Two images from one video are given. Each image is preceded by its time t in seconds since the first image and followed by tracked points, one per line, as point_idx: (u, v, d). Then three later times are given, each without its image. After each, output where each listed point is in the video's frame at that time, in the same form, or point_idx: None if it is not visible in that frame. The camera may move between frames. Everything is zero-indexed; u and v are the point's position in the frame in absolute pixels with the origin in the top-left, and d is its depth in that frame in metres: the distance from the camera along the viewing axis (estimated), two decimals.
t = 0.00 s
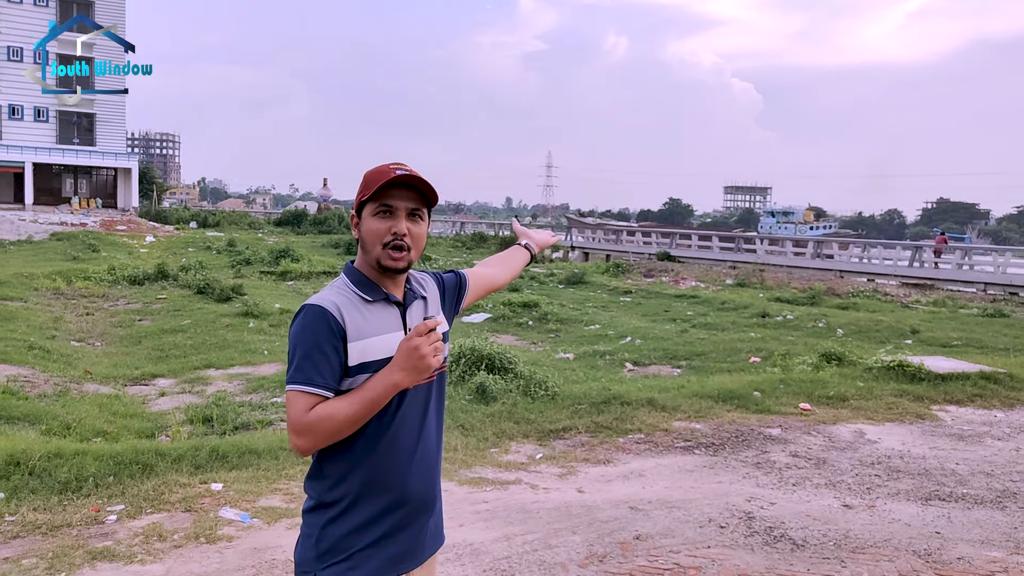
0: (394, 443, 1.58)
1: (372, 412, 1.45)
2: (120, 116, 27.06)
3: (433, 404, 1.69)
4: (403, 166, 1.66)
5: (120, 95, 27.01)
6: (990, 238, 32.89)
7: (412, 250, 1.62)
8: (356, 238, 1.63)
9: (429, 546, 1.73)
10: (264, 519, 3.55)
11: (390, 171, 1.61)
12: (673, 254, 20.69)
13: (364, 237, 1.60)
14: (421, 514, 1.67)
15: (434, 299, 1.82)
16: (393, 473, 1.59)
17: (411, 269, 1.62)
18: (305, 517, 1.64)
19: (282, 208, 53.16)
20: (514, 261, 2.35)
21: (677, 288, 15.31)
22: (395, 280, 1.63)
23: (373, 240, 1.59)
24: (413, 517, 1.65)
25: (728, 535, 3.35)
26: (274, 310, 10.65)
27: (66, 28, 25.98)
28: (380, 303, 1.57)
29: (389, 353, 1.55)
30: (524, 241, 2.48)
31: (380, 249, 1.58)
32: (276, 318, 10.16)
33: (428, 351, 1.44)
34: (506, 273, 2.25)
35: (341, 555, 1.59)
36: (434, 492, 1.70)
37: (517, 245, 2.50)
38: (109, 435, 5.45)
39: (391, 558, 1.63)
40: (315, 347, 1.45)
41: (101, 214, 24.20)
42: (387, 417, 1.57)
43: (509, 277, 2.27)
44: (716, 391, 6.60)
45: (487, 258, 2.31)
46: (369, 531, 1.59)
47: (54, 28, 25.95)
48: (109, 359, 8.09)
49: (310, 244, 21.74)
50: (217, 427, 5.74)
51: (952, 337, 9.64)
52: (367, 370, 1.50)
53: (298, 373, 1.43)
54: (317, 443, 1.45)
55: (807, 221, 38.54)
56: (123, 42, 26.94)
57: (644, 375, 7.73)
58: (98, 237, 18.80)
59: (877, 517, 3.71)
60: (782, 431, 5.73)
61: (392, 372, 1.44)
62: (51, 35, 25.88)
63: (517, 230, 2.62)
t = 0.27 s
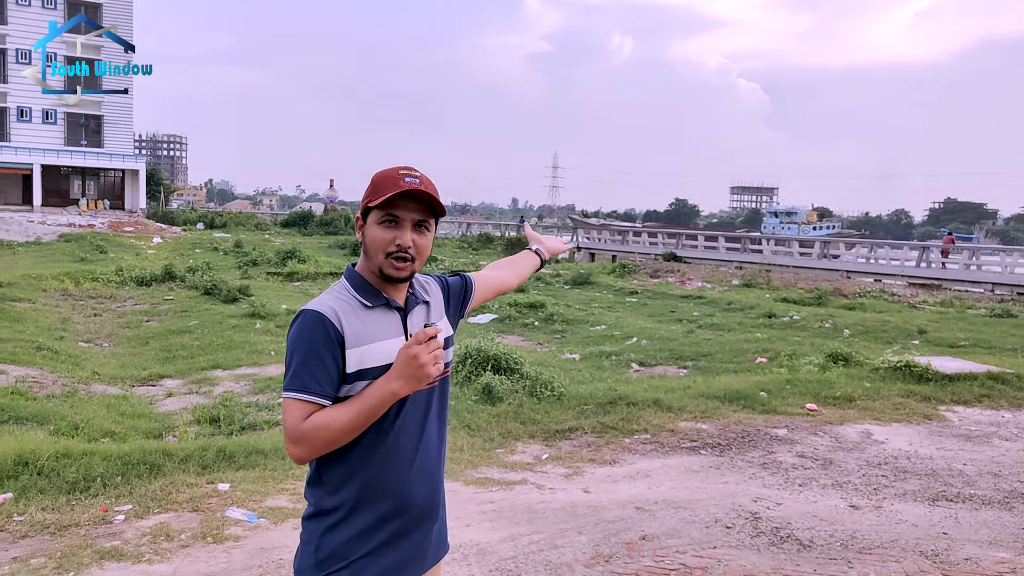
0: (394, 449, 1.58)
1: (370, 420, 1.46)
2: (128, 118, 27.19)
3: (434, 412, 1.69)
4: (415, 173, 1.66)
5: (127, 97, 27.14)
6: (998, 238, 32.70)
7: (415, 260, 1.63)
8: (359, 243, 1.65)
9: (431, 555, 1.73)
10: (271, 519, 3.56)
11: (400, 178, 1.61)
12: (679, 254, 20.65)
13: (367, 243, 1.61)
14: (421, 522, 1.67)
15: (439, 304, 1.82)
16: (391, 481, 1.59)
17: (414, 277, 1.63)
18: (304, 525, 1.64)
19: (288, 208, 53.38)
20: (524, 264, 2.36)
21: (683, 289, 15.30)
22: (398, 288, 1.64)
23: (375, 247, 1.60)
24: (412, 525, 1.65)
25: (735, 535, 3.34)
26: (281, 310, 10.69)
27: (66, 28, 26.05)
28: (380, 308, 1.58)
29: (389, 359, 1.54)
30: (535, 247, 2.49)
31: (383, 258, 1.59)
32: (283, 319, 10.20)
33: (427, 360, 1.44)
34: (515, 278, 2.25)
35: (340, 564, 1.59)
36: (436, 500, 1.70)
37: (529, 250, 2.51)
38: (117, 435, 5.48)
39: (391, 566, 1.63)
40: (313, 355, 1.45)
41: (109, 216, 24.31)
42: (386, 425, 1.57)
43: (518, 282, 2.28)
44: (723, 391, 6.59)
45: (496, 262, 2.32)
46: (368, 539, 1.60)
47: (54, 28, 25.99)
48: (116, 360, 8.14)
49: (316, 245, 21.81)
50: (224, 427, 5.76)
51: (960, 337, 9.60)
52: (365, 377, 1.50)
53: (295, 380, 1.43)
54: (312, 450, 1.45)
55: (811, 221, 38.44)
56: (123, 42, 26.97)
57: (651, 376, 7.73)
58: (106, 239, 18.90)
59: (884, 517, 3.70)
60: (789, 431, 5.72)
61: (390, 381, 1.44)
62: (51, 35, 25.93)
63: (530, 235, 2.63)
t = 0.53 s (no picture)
0: (384, 465, 1.57)
1: (361, 431, 1.45)
2: (135, 120, 27.32)
3: (427, 426, 1.67)
4: (398, 167, 1.67)
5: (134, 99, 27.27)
6: (1006, 237, 32.50)
7: (406, 256, 1.63)
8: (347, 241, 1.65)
9: None
10: (278, 518, 3.58)
11: (385, 173, 1.62)
12: (685, 255, 20.61)
13: (355, 241, 1.62)
14: (416, 541, 1.64)
15: (433, 311, 1.82)
16: (382, 496, 1.57)
17: (405, 274, 1.63)
18: (295, 545, 1.63)
19: (293, 209, 53.47)
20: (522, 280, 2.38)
21: (689, 289, 15.29)
22: (391, 286, 1.65)
23: (364, 245, 1.61)
24: (407, 542, 1.63)
25: (740, 535, 3.34)
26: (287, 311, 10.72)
27: (65, 28, 26.16)
28: (370, 312, 1.58)
29: (379, 367, 1.54)
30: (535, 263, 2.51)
31: (374, 256, 1.59)
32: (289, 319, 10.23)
33: (421, 365, 1.44)
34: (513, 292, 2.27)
35: None
36: (432, 518, 1.67)
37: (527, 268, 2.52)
38: (124, 435, 5.51)
39: None
40: (301, 362, 1.44)
41: (116, 217, 24.44)
42: (377, 438, 1.56)
43: (517, 297, 2.28)
44: (729, 391, 6.59)
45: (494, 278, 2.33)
46: (361, 557, 1.58)
47: (54, 29, 26.06)
48: (124, 360, 8.18)
49: (323, 246, 21.86)
50: (231, 428, 5.78)
51: (967, 337, 9.56)
52: (354, 385, 1.50)
53: (282, 389, 1.42)
54: (300, 464, 1.44)
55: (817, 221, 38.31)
56: (122, 43, 26.96)
57: (656, 376, 7.71)
58: (113, 240, 18.98)
59: (890, 517, 3.69)
60: (795, 431, 5.71)
61: (383, 389, 1.44)
62: (51, 35, 26.09)
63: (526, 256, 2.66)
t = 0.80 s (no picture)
0: (366, 478, 1.48)
1: (338, 443, 1.37)
2: (144, 120, 27.49)
3: (416, 436, 1.58)
4: (380, 156, 1.60)
5: (144, 99, 27.44)
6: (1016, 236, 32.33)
7: (391, 251, 1.56)
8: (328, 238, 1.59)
9: None
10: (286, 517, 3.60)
11: (366, 163, 1.55)
12: (693, 253, 20.57)
13: (336, 237, 1.55)
14: (404, 559, 1.55)
15: (423, 312, 1.75)
16: (363, 512, 1.49)
17: (391, 271, 1.56)
18: (276, 561, 1.55)
19: (302, 209, 53.67)
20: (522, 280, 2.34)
21: (697, 287, 15.29)
22: (377, 285, 1.57)
23: (344, 239, 1.54)
24: (393, 559, 1.53)
25: (750, 534, 3.34)
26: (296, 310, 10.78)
27: (65, 27, 26.13)
28: (354, 316, 1.50)
29: (362, 374, 1.46)
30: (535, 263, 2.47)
31: (355, 252, 1.52)
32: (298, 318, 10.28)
33: (403, 373, 1.35)
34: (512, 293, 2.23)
35: None
36: (421, 533, 1.58)
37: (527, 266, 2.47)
38: (134, 433, 5.55)
39: None
40: (275, 369, 1.37)
41: (126, 216, 24.61)
42: (357, 450, 1.47)
43: (513, 299, 2.23)
44: (737, 390, 6.57)
45: (490, 278, 2.27)
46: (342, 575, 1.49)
47: (54, 28, 26.03)
48: (134, 359, 8.24)
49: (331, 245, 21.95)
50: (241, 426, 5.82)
51: (978, 336, 9.51)
52: (333, 394, 1.42)
53: (255, 398, 1.35)
54: (272, 477, 1.36)
55: (824, 220, 38.22)
56: (122, 42, 26.94)
57: (665, 375, 7.70)
58: (123, 240, 19.12)
59: (900, 516, 3.68)
60: (804, 430, 5.69)
61: (362, 399, 1.35)
62: (51, 35, 26.06)
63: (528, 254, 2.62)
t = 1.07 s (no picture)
0: (361, 482, 1.47)
1: (331, 447, 1.36)
2: (156, 120, 27.66)
3: (416, 439, 1.57)
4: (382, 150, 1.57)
5: (155, 99, 27.62)
6: None
7: (390, 250, 1.55)
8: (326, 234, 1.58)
9: None
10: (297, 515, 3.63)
11: (365, 159, 1.53)
12: (704, 253, 20.49)
13: (334, 234, 1.54)
14: (402, 564, 1.54)
15: (427, 309, 1.73)
16: (360, 515, 1.48)
17: (389, 271, 1.55)
18: (276, 564, 1.55)
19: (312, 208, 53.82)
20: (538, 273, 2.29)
21: (707, 287, 15.23)
22: (376, 285, 1.57)
23: (342, 238, 1.53)
24: (390, 564, 1.52)
25: (761, 533, 3.34)
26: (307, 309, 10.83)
27: (65, 27, 26.03)
28: (349, 315, 1.48)
29: (356, 375, 1.44)
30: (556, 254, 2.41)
31: (353, 251, 1.51)
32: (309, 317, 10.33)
33: (397, 376, 1.34)
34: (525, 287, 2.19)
35: None
36: (419, 538, 1.56)
37: (551, 256, 2.45)
38: (147, 432, 5.60)
39: None
40: (266, 372, 1.36)
41: (138, 216, 24.78)
42: (353, 453, 1.46)
43: (529, 293, 2.23)
44: (748, 389, 6.55)
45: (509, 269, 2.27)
46: None
47: (53, 28, 25.90)
48: (146, 358, 8.31)
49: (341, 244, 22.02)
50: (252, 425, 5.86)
51: (991, 336, 9.44)
52: (325, 397, 1.41)
53: (245, 401, 1.35)
54: (261, 482, 1.35)
55: (834, 219, 38.03)
56: (122, 42, 26.88)
57: (675, 374, 7.69)
58: (135, 239, 19.25)
59: (913, 516, 3.67)
60: (815, 430, 5.67)
61: (356, 402, 1.34)
62: (51, 35, 25.94)
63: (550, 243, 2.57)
